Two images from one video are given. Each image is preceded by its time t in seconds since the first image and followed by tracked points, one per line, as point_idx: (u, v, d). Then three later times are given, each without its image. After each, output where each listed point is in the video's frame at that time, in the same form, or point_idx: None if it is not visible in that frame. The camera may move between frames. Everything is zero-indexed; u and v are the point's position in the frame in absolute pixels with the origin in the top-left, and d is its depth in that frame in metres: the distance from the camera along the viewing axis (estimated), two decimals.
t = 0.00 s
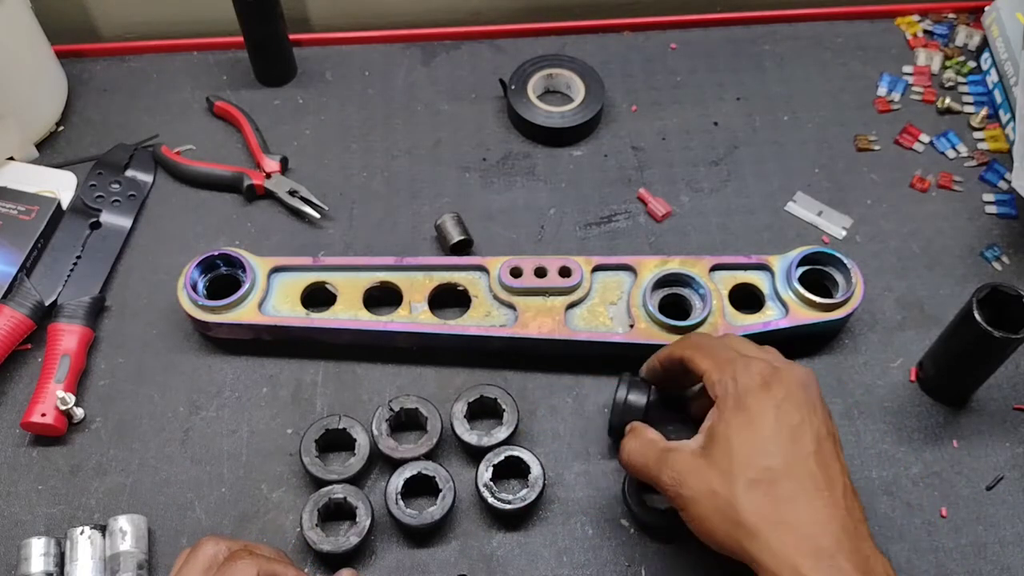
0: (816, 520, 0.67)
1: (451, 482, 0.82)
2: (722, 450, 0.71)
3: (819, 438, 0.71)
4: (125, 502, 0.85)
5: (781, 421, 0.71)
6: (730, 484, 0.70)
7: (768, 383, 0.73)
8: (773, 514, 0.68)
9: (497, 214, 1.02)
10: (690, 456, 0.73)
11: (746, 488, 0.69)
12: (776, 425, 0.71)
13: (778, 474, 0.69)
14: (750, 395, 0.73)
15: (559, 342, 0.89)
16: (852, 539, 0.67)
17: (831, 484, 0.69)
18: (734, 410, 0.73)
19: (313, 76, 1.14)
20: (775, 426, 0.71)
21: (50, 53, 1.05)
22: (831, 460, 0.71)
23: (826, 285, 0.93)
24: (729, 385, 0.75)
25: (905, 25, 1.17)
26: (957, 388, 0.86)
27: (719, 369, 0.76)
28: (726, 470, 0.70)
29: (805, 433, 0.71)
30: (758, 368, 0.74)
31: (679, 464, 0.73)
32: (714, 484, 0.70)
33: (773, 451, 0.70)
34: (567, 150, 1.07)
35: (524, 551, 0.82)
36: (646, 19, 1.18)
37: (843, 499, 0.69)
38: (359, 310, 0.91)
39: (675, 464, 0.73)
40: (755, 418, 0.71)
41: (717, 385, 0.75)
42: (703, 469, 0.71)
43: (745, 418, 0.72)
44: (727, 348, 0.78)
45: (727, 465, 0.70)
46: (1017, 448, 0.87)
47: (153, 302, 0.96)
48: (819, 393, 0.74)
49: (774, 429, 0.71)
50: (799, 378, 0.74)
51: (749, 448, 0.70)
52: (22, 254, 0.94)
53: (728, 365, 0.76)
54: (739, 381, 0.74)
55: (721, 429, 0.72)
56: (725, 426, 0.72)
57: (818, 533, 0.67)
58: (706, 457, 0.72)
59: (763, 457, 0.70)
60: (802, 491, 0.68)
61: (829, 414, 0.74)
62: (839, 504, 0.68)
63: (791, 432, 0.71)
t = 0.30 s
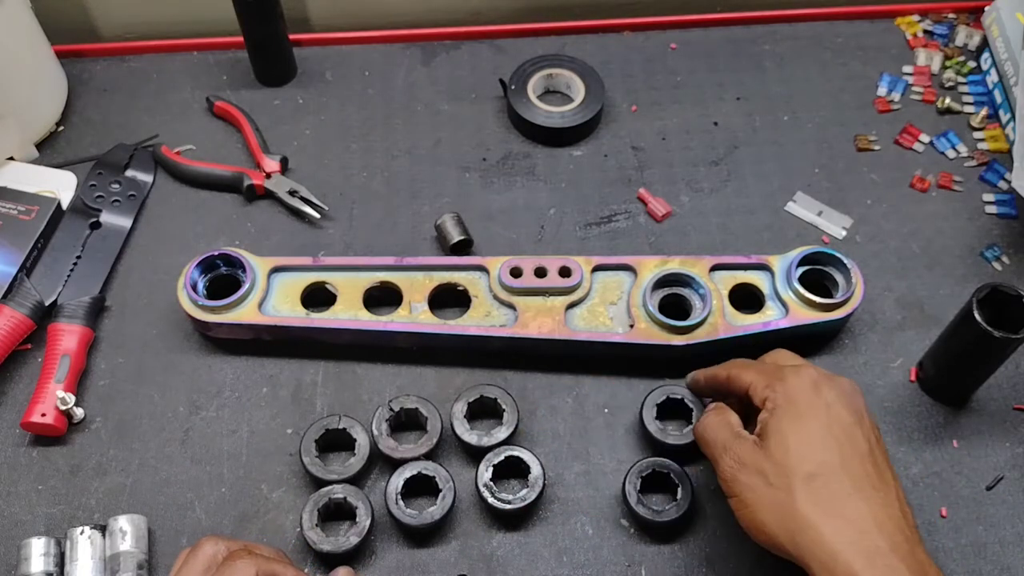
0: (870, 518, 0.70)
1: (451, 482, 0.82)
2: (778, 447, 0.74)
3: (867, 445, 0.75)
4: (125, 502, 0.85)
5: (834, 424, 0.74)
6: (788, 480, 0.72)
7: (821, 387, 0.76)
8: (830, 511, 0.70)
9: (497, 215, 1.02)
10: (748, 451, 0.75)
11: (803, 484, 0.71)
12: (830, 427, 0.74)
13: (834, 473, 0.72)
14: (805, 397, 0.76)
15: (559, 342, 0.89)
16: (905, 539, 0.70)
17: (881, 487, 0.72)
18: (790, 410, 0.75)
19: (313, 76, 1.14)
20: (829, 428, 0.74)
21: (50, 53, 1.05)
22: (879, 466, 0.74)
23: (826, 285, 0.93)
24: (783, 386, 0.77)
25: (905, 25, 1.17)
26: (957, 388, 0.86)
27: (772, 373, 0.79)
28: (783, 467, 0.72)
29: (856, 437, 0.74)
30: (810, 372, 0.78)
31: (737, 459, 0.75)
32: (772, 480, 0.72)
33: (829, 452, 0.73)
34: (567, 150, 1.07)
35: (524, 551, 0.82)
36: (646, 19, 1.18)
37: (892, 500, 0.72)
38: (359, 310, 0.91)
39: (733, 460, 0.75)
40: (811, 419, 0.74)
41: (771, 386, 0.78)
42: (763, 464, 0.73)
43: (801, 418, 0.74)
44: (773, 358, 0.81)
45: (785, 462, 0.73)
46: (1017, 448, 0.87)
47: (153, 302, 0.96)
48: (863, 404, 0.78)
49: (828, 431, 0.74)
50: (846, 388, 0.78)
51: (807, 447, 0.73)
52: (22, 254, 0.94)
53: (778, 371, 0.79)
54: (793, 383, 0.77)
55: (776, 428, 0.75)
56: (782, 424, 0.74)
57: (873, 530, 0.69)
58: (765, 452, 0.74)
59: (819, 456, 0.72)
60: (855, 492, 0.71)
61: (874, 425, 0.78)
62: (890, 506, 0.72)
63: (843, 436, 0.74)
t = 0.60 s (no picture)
0: (862, 530, 0.70)
1: (451, 482, 0.82)
2: (779, 449, 0.73)
3: (867, 456, 0.75)
4: (125, 502, 0.85)
5: (837, 432, 0.74)
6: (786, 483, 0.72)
7: (826, 393, 0.76)
8: (825, 519, 0.70)
9: (497, 215, 1.02)
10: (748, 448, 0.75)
11: (800, 489, 0.71)
12: (832, 435, 0.74)
13: (833, 482, 0.72)
14: (809, 401, 0.75)
15: (559, 342, 0.89)
16: (895, 554, 0.70)
17: (875, 498, 0.73)
18: (793, 412, 0.75)
19: (313, 76, 1.14)
20: (831, 436, 0.74)
21: (50, 53, 1.06)
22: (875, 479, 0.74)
23: (826, 285, 0.93)
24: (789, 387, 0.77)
25: (905, 25, 1.17)
26: (957, 388, 0.86)
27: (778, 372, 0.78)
28: (782, 471, 0.72)
29: (857, 448, 0.74)
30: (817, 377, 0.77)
31: (736, 456, 0.75)
32: (769, 480, 0.73)
33: (828, 460, 0.73)
34: (567, 150, 1.07)
35: (524, 551, 0.82)
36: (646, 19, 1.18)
37: (885, 513, 0.72)
38: (359, 310, 0.91)
39: (732, 456, 0.75)
40: (814, 425, 0.74)
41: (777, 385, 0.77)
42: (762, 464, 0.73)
43: (805, 422, 0.74)
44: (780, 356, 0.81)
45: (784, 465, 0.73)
46: (1017, 448, 0.87)
47: (153, 302, 0.96)
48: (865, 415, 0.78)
49: (830, 438, 0.74)
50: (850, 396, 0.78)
51: (807, 452, 0.73)
52: (22, 254, 0.94)
53: (786, 370, 0.78)
54: (798, 386, 0.77)
55: (780, 429, 0.74)
56: (784, 426, 0.74)
57: (864, 541, 0.70)
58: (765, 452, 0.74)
59: (819, 463, 0.72)
60: (851, 502, 0.71)
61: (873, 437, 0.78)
62: (883, 519, 0.72)
63: (844, 445, 0.74)
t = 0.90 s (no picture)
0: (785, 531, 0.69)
1: (451, 482, 0.82)
2: (700, 459, 0.73)
3: (801, 445, 0.72)
4: (125, 502, 0.85)
5: (762, 429, 0.72)
6: (706, 494, 0.71)
7: (752, 390, 0.75)
8: (747, 524, 0.70)
9: (497, 214, 1.02)
10: (668, 463, 0.74)
11: (719, 498, 0.71)
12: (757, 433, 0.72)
13: (755, 483, 0.70)
14: (733, 403, 0.74)
15: (559, 342, 0.89)
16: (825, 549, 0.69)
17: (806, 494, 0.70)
18: (717, 418, 0.74)
19: (313, 76, 1.14)
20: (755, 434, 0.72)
21: (50, 53, 1.05)
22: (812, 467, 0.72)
23: (826, 285, 0.93)
24: (713, 393, 0.76)
25: (905, 25, 1.17)
26: (958, 388, 0.86)
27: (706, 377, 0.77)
28: (702, 480, 0.72)
29: (786, 440, 0.72)
30: (743, 375, 0.76)
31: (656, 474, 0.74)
32: (690, 494, 0.72)
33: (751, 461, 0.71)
34: (567, 150, 1.07)
35: (524, 551, 0.82)
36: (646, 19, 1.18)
37: (817, 508, 0.70)
38: (359, 310, 0.91)
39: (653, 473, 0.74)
40: (737, 426, 0.73)
41: (705, 389, 0.77)
42: (683, 477, 0.73)
43: (727, 426, 0.73)
44: (721, 353, 0.80)
45: (703, 474, 0.72)
46: (1017, 448, 0.87)
47: (153, 302, 0.96)
48: (808, 400, 0.75)
49: (752, 438, 0.72)
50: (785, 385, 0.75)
51: (726, 456, 0.72)
52: (22, 254, 0.94)
53: (715, 373, 0.77)
54: (721, 388, 0.76)
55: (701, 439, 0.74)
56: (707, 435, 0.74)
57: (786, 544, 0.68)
58: (686, 464, 0.73)
59: (738, 465, 0.71)
60: (776, 501, 0.70)
61: (818, 420, 0.75)
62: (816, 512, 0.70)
63: (772, 441, 0.72)
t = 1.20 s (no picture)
0: (830, 544, 0.70)
1: (451, 482, 0.82)
2: (760, 459, 0.70)
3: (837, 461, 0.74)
4: (125, 502, 0.85)
5: (815, 442, 0.72)
6: (761, 501, 0.70)
7: (807, 397, 0.73)
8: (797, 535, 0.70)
9: (497, 215, 1.02)
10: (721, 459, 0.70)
11: (777, 505, 0.70)
12: (811, 446, 0.72)
13: (807, 496, 0.70)
14: (793, 407, 0.72)
15: (559, 342, 0.89)
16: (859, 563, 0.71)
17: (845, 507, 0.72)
18: (777, 419, 0.71)
19: (313, 76, 1.14)
20: (810, 446, 0.71)
21: (50, 53, 1.05)
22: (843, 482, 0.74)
23: (826, 285, 0.93)
24: (767, 388, 0.72)
25: (905, 25, 1.17)
26: (958, 388, 0.86)
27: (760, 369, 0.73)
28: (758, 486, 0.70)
29: (830, 456, 0.73)
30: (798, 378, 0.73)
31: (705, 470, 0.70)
32: (746, 493, 0.70)
33: (807, 473, 0.71)
34: (567, 150, 1.07)
35: (524, 551, 0.82)
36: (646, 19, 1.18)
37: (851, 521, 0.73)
38: (359, 310, 0.91)
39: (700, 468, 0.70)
40: (796, 435, 0.71)
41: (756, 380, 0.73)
42: (738, 479, 0.70)
43: (787, 432, 0.71)
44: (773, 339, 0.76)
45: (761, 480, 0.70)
46: (1017, 448, 0.87)
47: (153, 302, 0.96)
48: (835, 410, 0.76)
49: (808, 449, 0.71)
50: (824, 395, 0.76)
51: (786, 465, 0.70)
52: (22, 254, 0.94)
53: (769, 366, 0.73)
54: (779, 387, 0.72)
55: (757, 438, 0.70)
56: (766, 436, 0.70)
57: (830, 556, 0.69)
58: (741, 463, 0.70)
59: (797, 476, 0.70)
60: (824, 515, 0.71)
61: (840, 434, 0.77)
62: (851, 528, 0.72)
63: (822, 455, 0.72)
